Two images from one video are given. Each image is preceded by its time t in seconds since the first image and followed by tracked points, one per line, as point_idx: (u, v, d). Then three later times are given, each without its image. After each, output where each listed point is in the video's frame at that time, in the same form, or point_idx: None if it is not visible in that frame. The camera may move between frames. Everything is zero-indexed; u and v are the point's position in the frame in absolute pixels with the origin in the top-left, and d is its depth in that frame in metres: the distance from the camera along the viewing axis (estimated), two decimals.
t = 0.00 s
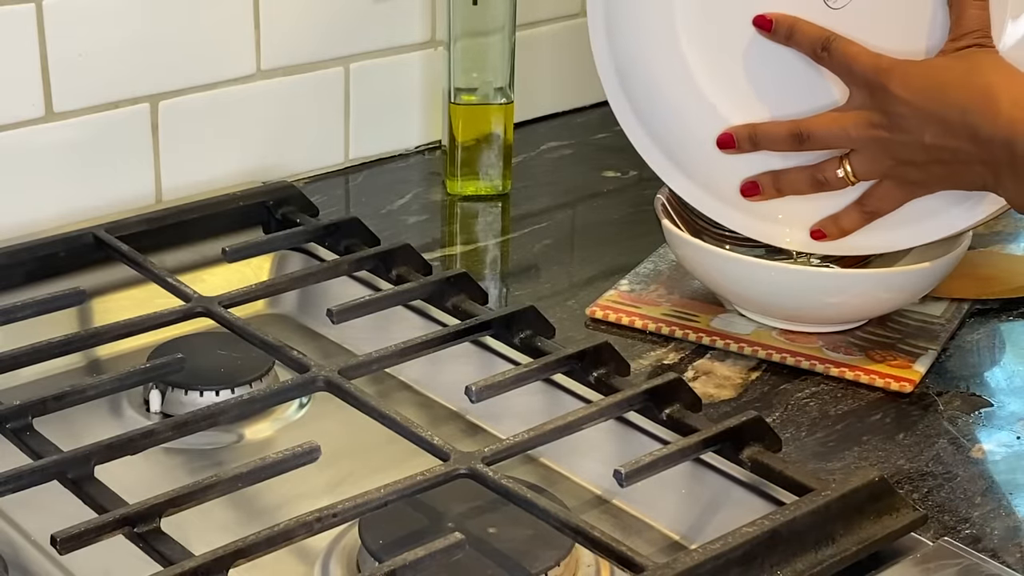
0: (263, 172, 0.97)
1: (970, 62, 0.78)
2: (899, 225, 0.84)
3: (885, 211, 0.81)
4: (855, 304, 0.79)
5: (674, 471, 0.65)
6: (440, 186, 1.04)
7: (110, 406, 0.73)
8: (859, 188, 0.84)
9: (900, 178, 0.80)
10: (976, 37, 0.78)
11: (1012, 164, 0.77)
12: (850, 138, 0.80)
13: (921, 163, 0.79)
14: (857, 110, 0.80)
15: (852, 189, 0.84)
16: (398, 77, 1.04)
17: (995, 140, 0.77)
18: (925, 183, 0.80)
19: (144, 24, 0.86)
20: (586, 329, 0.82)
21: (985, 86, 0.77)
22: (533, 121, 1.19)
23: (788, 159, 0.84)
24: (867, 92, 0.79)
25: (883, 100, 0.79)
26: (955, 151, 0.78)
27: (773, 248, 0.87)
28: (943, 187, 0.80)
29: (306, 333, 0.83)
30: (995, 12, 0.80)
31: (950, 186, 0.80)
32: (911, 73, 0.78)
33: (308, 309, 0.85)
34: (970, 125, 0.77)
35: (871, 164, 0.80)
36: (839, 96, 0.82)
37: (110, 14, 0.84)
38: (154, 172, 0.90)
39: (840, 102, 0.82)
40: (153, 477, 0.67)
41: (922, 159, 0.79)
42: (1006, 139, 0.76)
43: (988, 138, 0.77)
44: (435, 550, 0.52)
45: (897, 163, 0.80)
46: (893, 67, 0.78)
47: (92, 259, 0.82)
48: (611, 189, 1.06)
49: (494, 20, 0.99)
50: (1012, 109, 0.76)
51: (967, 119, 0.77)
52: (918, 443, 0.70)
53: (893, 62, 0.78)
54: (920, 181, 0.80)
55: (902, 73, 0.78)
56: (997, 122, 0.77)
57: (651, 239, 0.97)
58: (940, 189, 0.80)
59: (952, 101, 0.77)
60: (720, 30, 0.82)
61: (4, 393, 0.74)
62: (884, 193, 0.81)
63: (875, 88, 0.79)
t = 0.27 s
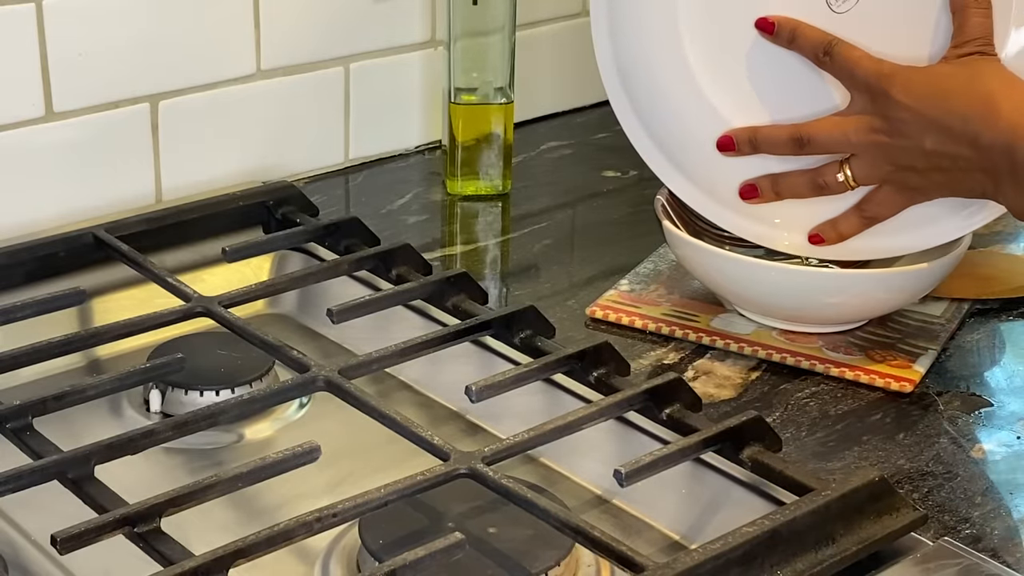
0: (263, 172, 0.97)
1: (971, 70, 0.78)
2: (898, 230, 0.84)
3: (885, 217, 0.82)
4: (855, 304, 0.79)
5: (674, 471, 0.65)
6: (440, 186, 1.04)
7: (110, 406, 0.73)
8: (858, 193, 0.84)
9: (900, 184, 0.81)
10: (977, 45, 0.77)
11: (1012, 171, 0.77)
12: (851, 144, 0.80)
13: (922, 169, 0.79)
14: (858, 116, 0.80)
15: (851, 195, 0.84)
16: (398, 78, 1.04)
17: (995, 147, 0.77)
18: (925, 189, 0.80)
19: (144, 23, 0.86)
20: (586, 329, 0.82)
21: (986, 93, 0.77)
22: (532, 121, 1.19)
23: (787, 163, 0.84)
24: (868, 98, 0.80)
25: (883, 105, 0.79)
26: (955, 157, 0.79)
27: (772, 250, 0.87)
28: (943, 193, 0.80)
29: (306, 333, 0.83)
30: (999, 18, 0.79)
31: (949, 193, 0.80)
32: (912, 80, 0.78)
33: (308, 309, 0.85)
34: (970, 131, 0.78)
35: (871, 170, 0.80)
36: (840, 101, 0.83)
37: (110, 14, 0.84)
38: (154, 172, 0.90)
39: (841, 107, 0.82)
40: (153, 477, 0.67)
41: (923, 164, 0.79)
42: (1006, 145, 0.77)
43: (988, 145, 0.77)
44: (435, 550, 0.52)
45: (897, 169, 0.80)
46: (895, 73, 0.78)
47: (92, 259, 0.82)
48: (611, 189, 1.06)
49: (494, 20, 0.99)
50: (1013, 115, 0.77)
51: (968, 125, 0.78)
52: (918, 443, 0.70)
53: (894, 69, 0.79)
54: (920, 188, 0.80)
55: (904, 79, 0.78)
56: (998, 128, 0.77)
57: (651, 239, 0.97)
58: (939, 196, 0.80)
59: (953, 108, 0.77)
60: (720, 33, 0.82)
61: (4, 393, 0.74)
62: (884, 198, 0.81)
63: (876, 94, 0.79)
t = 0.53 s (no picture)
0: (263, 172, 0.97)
1: (970, 72, 0.77)
2: (898, 232, 0.84)
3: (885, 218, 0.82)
4: (856, 305, 0.79)
5: (674, 471, 0.65)
6: (440, 186, 1.04)
7: (110, 406, 0.73)
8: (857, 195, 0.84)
9: (900, 186, 0.80)
10: (977, 47, 0.77)
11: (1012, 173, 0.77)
12: (851, 146, 0.80)
13: (921, 171, 0.79)
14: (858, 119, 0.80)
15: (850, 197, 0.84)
16: (398, 78, 1.04)
17: (995, 149, 0.77)
18: (925, 191, 0.80)
19: (144, 24, 0.86)
20: (586, 329, 0.82)
21: (985, 95, 0.77)
22: (532, 121, 1.19)
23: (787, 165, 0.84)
24: (867, 100, 0.80)
25: (882, 108, 0.79)
26: (955, 160, 0.78)
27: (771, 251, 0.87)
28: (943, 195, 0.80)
29: (306, 333, 0.83)
30: (998, 20, 0.79)
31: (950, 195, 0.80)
32: (912, 82, 0.78)
33: (308, 309, 0.85)
34: (970, 134, 0.77)
35: (870, 172, 0.80)
36: (840, 103, 0.83)
37: (110, 14, 0.84)
38: (154, 172, 0.90)
39: (840, 110, 0.82)
40: (153, 477, 0.67)
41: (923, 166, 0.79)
42: (1005, 147, 0.77)
43: (988, 147, 0.77)
44: (435, 550, 0.52)
45: (898, 171, 0.80)
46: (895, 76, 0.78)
47: (92, 259, 0.82)
48: (611, 189, 1.06)
49: (494, 20, 0.99)
50: (1012, 117, 0.77)
51: (968, 128, 0.77)
52: (918, 443, 0.70)
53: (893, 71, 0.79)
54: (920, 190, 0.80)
55: (903, 81, 0.78)
56: (997, 130, 0.77)
57: (650, 239, 0.97)
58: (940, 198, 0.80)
59: (952, 111, 0.77)
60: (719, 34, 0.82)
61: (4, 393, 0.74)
62: (884, 200, 0.81)
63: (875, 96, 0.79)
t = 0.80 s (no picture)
0: (263, 172, 0.97)
1: (970, 73, 0.77)
2: (897, 231, 0.84)
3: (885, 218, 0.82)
4: (856, 304, 0.79)
5: (674, 471, 0.65)
6: (440, 186, 1.04)
7: (110, 406, 0.73)
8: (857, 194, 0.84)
9: (900, 186, 0.80)
10: (977, 47, 0.77)
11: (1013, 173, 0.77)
12: (851, 147, 0.80)
13: (921, 171, 0.79)
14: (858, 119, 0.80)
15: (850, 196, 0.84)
16: (398, 77, 1.04)
17: (995, 149, 0.77)
18: (925, 191, 0.80)
19: (144, 24, 0.86)
20: (586, 329, 0.82)
21: (985, 95, 0.77)
22: (532, 121, 1.19)
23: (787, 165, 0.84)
24: (867, 100, 0.80)
25: (882, 108, 0.79)
26: (955, 160, 0.78)
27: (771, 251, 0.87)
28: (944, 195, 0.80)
29: (306, 333, 0.83)
30: (997, 20, 0.79)
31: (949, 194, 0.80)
32: (912, 82, 0.78)
33: (308, 309, 0.85)
34: (970, 134, 0.77)
35: (870, 172, 0.80)
36: (839, 104, 0.83)
37: (110, 14, 0.84)
38: (154, 172, 0.90)
39: (840, 110, 0.82)
40: (153, 477, 0.67)
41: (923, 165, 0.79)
42: (1005, 147, 0.77)
43: (988, 147, 0.77)
44: (435, 550, 0.52)
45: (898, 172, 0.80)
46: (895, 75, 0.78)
47: (92, 259, 0.82)
48: (610, 189, 1.06)
49: (494, 20, 0.99)
50: (1012, 118, 0.77)
51: (968, 128, 0.77)
52: (918, 443, 0.70)
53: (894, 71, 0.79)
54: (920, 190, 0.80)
55: (903, 82, 0.78)
56: (998, 130, 0.77)
57: (650, 239, 0.97)
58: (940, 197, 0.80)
59: (952, 111, 0.77)
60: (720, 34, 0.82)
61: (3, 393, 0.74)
62: (884, 200, 0.81)
63: (875, 96, 0.79)
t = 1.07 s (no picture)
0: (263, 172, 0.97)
1: (970, 73, 0.77)
2: (897, 232, 0.84)
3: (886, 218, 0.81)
4: (857, 305, 0.79)
5: (674, 471, 0.65)
6: (440, 186, 1.04)
7: (110, 407, 0.73)
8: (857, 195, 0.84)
9: (900, 187, 0.80)
10: (977, 47, 0.77)
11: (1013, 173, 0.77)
12: (851, 147, 0.80)
13: (921, 171, 0.79)
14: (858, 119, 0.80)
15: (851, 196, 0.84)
16: (398, 77, 1.04)
17: (995, 150, 0.77)
18: (924, 191, 0.80)
19: (144, 24, 0.86)
20: (586, 329, 0.82)
21: (985, 96, 0.77)
22: (532, 121, 1.19)
23: (787, 166, 0.84)
24: (867, 100, 0.80)
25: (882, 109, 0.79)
26: (955, 160, 0.78)
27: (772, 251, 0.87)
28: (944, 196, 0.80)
29: (306, 333, 0.83)
30: (998, 20, 0.79)
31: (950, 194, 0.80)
32: (912, 83, 0.78)
33: (308, 309, 0.85)
34: (970, 134, 0.77)
35: (870, 172, 0.80)
36: (839, 104, 0.83)
37: (110, 14, 0.84)
38: (154, 172, 0.90)
39: (840, 110, 0.82)
40: (153, 477, 0.67)
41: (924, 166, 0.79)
42: (1006, 148, 0.77)
43: (988, 148, 0.77)
44: (435, 550, 0.52)
45: (898, 172, 0.80)
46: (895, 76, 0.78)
47: (92, 259, 0.82)
48: (611, 189, 1.06)
49: (494, 20, 0.99)
50: (1012, 119, 0.77)
51: (968, 129, 0.77)
52: (918, 443, 0.70)
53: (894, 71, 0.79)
54: (920, 190, 0.80)
55: (903, 82, 0.78)
56: (998, 131, 0.77)
57: (650, 239, 0.97)
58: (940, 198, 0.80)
59: (952, 112, 0.77)
60: (720, 34, 0.82)
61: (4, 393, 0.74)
62: (884, 201, 0.81)
63: (875, 97, 0.79)
